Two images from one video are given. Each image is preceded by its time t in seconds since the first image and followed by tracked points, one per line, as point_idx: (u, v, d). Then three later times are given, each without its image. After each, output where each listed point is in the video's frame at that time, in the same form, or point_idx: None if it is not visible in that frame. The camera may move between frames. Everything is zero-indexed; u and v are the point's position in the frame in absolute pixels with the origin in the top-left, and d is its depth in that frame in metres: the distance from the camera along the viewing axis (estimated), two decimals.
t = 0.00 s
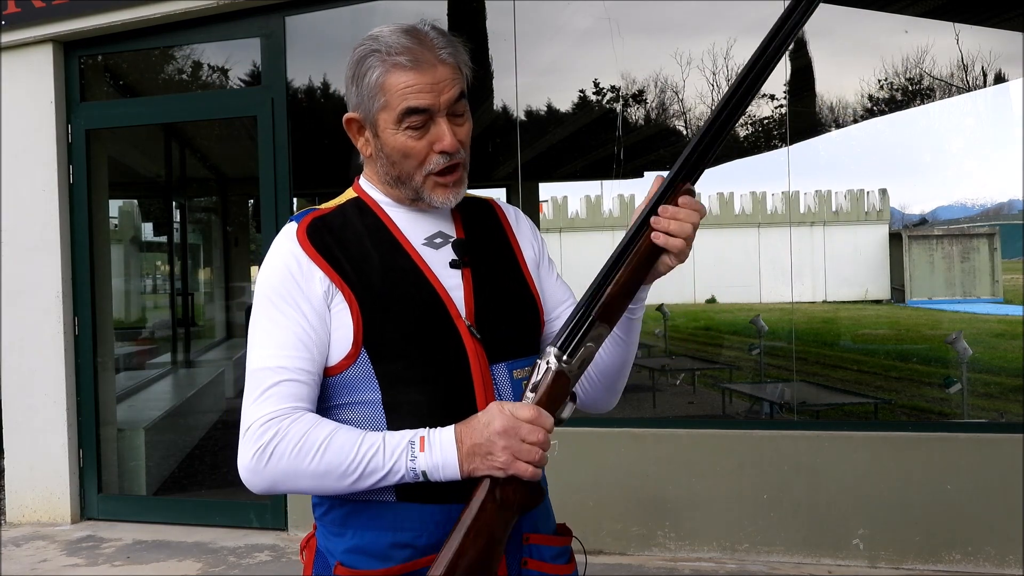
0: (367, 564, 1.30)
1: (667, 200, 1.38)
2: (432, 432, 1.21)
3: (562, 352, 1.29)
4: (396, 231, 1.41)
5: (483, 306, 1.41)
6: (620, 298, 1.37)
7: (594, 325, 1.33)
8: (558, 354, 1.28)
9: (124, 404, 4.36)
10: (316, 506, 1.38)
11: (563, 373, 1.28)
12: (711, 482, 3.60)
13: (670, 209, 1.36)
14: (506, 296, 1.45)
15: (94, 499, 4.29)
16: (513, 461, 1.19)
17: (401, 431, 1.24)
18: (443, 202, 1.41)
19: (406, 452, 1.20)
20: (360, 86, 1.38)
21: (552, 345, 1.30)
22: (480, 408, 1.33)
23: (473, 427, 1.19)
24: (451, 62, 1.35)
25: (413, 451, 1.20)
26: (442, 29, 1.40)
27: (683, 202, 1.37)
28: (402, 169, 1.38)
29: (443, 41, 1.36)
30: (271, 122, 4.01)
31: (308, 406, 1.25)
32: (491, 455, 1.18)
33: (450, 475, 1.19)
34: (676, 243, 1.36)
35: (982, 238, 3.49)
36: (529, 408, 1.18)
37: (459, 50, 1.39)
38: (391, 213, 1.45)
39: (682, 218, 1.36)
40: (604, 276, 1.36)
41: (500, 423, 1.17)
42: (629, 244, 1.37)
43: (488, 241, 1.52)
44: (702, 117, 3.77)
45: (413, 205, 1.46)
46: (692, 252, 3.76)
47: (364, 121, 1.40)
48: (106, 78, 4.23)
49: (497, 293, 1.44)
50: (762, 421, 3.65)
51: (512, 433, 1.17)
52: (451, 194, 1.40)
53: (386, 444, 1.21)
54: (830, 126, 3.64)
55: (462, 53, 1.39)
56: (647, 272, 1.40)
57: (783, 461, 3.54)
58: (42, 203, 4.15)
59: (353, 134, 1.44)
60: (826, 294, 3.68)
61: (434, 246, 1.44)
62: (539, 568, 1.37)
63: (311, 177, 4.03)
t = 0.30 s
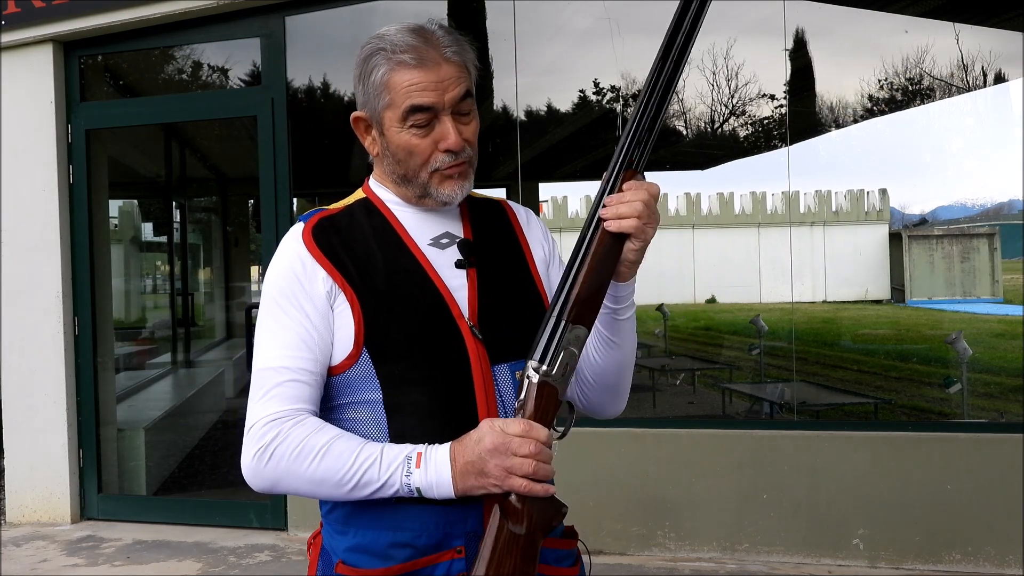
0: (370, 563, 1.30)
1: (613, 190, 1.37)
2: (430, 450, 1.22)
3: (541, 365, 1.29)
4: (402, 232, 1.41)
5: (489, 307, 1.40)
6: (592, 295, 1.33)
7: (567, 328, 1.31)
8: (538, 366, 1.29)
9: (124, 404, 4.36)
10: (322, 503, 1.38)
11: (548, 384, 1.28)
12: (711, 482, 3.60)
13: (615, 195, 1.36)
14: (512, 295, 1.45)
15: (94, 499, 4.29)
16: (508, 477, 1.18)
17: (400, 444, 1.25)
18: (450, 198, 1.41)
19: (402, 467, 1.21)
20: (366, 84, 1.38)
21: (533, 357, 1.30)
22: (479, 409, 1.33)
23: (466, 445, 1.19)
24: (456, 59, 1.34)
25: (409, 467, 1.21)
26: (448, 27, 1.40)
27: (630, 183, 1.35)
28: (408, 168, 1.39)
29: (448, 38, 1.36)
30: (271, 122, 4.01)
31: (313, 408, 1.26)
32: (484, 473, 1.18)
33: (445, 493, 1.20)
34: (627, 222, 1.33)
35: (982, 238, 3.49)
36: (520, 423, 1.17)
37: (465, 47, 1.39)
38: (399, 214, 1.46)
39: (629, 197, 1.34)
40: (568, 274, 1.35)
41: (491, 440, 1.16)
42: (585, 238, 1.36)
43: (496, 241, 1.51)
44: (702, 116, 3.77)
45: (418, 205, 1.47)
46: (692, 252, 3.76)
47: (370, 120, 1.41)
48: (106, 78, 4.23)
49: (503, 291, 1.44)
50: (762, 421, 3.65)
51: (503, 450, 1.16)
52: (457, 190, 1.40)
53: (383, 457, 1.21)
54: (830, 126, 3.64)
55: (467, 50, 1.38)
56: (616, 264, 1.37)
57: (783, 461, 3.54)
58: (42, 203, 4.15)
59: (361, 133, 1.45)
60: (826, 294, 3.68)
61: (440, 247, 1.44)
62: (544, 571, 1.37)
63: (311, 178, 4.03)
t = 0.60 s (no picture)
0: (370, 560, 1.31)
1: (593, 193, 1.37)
2: (425, 459, 1.23)
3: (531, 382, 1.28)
4: (408, 232, 1.41)
5: (497, 304, 1.40)
6: (577, 302, 1.32)
7: (553, 339, 1.31)
8: (527, 381, 1.28)
9: (124, 404, 4.36)
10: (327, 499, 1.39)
11: (538, 399, 1.28)
12: (711, 482, 3.60)
13: (594, 198, 1.35)
14: (523, 295, 1.44)
15: (94, 498, 4.29)
16: (499, 489, 1.19)
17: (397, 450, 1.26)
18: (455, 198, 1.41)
19: (397, 474, 1.22)
20: (373, 84, 1.40)
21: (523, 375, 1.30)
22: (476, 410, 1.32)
23: (458, 457, 1.20)
24: (462, 58, 1.34)
25: (404, 475, 1.22)
26: (456, 27, 1.40)
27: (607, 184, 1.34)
28: (413, 166, 1.39)
29: (455, 38, 1.36)
30: (271, 122, 4.01)
31: (317, 409, 1.28)
32: (475, 485, 1.19)
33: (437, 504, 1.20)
34: (604, 222, 1.31)
35: (982, 238, 3.49)
36: (512, 436, 1.18)
37: (472, 47, 1.39)
38: (406, 213, 1.47)
39: (605, 198, 1.33)
40: (551, 284, 1.35)
41: (483, 453, 1.17)
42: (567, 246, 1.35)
43: (508, 240, 1.50)
44: (702, 117, 3.77)
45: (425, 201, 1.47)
46: (692, 252, 3.75)
47: (378, 120, 1.42)
48: (106, 78, 4.23)
49: (513, 289, 1.43)
50: (762, 421, 3.65)
51: (494, 463, 1.17)
52: (461, 190, 1.39)
53: (378, 464, 1.22)
54: (830, 126, 3.64)
55: (475, 50, 1.38)
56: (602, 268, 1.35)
57: (783, 461, 3.54)
58: (42, 203, 4.15)
59: (370, 132, 1.47)
60: (826, 294, 3.68)
61: (447, 246, 1.44)
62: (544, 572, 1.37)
63: (311, 178, 4.03)
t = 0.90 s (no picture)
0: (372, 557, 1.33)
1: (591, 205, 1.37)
2: (423, 468, 1.23)
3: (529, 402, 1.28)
4: (418, 231, 1.43)
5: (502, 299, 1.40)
6: (574, 317, 1.32)
7: (550, 355, 1.30)
8: (524, 399, 1.28)
9: (124, 404, 4.36)
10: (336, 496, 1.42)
11: (535, 416, 1.27)
12: (711, 482, 3.60)
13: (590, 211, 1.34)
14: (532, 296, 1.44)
15: (94, 499, 4.29)
16: (493, 506, 1.19)
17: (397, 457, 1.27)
18: (459, 193, 1.41)
19: (393, 482, 1.22)
20: (382, 77, 1.41)
21: (520, 393, 1.29)
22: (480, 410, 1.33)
23: (454, 471, 1.20)
24: (469, 52, 1.35)
25: (400, 483, 1.22)
26: (468, 23, 1.41)
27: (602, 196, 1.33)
28: (418, 159, 1.40)
29: (463, 32, 1.36)
30: (271, 122, 4.01)
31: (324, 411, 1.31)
32: (468, 500, 1.19)
33: (429, 515, 1.21)
34: (599, 235, 1.31)
35: (982, 238, 3.49)
36: (509, 454, 1.19)
37: (480, 42, 1.39)
38: (419, 212, 1.48)
39: (600, 210, 1.32)
40: (548, 300, 1.34)
41: (478, 470, 1.18)
42: (563, 261, 1.35)
43: (520, 238, 1.49)
44: (702, 116, 3.77)
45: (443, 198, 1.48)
46: (692, 252, 3.75)
47: (387, 113, 1.44)
48: (106, 78, 4.23)
49: (527, 287, 1.44)
50: (762, 421, 3.65)
51: (490, 480, 1.18)
52: (465, 184, 1.39)
53: (376, 471, 1.23)
54: (830, 126, 3.65)
55: (483, 45, 1.39)
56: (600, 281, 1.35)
57: (784, 461, 3.54)
58: (42, 203, 4.15)
59: (380, 128, 1.49)
60: (826, 294, 3.68)
61: (457, 246, 1.44)
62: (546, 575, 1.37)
63: (311, 178, 4.04)
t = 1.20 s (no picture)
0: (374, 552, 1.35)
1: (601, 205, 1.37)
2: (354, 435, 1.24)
3: (536, 405, 1.28)
4: (427, 232, 1.45)
5: (508, 293, 1.41)
6: (582, 318, 1.32)
7: (558, 357, 1.30)
8: (530, 401, 1.28)
9: (124, 404, 4.36)
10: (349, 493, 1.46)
11: (542, 419, 1.27)
12: (711, 482, 3.60)
13: (602, 210, 1.34)
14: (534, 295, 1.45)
15: (94, 499, 4.29)
16: (421, 467, 1.16)
17: (342, 428, 1.28)
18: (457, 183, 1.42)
19: (331, 452, 1.24)
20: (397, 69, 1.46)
21: (527, 395, 1.29)
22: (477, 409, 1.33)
23: (381, 436, 1.19)
24: (476, 44, 1.38)
25: (337, 453, 1.23)
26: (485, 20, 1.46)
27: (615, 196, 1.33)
28: (422, 148, 1.43)
29: (474, 26, 1.40)
30: (271, 122, 4.01)
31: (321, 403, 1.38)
32: (398, 464, 1.18)
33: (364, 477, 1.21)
34: (613, 236, 1.30)
35: (982, 238, 3.49)
36: (428, 408, 1.15)
37: (493, 38, 1.42)
38: (431, 213, 1.50)
39: (612, 211, 1.32)
40: (558, 299, 1.34)
41: (404, 434, 1.16)
42: (574, 262, 1.35)
43: (532, 237, 1.48)
44: (702, 116, 3.77)
45: (462, 196, 1.49)
46: (692, 252, 3.75)
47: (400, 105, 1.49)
48: (106, 78, 4.23)
49: (539, 287, 1.43)
50: (762, 421, 3.65)
51: (415, 442, 1.15)
52: (463, 173, 1.40)
53: (318, 443, 1.25)
54: (830, 126, 3.64)
55: (495, 41, 1.42)
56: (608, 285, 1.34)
57: (784, 461, 3.54)
58: (42, 202, 4.15)
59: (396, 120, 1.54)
60: (826, 294, 3.68)
61: (465, 245, 1.46)
62: None
63: (311, 178, 4.04)
